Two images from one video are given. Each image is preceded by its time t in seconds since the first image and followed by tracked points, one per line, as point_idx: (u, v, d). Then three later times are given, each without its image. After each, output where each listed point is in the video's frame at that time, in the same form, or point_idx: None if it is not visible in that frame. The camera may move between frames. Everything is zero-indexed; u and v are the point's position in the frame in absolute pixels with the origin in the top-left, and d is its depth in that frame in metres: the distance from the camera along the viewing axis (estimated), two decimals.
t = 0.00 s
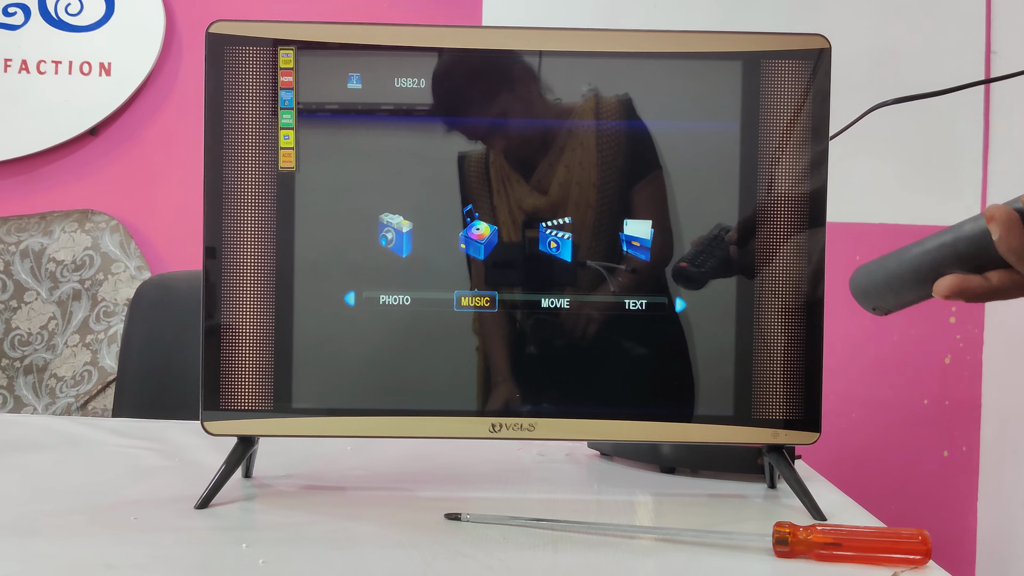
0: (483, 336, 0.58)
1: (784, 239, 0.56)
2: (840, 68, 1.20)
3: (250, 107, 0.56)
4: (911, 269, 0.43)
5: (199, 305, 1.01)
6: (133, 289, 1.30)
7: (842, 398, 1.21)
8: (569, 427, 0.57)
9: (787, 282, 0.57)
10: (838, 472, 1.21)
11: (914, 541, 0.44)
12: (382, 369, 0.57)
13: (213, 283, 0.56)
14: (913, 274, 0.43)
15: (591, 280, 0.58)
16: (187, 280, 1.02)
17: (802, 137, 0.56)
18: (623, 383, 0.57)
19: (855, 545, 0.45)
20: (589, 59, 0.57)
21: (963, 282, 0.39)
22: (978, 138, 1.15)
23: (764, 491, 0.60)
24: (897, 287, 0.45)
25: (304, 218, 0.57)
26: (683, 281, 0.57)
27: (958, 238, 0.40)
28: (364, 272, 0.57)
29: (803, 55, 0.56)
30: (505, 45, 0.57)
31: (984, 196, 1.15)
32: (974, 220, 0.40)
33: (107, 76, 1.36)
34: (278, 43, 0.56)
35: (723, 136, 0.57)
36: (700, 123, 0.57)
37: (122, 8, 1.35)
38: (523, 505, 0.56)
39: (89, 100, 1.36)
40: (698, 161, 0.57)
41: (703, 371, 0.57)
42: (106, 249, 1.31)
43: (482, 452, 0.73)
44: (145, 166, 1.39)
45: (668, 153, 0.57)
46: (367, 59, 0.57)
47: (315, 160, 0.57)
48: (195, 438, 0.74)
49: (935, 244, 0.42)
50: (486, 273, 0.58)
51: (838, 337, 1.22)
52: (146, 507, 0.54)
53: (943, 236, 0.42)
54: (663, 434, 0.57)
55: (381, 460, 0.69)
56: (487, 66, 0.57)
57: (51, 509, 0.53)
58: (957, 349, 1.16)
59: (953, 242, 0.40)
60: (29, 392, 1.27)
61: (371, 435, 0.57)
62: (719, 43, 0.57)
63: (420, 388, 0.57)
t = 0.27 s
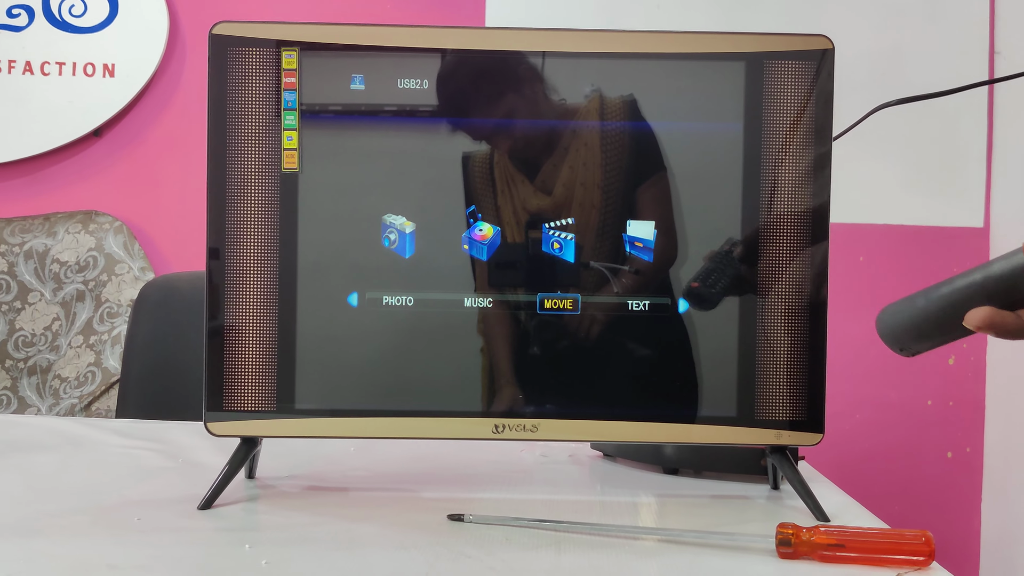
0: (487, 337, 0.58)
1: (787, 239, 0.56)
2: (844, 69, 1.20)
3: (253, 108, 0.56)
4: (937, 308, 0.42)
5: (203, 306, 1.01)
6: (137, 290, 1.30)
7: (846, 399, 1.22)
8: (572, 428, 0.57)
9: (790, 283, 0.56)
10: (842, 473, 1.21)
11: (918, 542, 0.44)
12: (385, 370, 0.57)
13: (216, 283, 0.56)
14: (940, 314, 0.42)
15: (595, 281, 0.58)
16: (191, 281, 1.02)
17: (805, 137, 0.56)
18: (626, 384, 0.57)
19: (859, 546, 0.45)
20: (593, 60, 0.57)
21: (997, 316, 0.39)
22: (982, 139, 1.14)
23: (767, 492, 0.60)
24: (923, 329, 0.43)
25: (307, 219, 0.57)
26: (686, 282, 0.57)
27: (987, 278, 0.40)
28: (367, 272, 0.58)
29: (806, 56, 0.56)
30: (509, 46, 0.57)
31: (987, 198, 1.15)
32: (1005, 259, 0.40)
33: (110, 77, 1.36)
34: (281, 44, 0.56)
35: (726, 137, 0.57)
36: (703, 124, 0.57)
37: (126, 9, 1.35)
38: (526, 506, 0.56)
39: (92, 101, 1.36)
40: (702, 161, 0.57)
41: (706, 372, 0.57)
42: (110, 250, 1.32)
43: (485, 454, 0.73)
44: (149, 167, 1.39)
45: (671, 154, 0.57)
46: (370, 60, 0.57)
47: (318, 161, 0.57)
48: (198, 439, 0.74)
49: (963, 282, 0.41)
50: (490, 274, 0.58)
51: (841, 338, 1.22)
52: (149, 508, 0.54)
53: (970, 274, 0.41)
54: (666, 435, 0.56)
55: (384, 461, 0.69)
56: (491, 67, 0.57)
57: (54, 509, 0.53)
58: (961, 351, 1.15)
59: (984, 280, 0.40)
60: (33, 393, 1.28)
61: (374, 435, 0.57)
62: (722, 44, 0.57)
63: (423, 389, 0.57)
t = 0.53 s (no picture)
0: (489, 338, 0.58)
1: (789, 240, 0.56)
2: (846, 70, 1.20)
3: (255, 110, 0.56)
4: (960, 308, 0.37)
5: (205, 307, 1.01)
6: (139, 291, 1.30)
7: (848, 400, 1.21)
8: (574, 429, 0.57)
9: (792, 284, 0.56)
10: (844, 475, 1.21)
11: (920, 543, 0.44)
12: (387, 372, 0.57)
13: (219, 285, 0.56)
14: (964, 312, 0.37)
15: (597, 282, 0.58)
16: (193, 283, 1.02)
17: (807, 138, 0.56)
18: (629, 385, 0.57)
19: (862, 548, 0.45)
20: (594, 61, 0.57)
21: None
22: (984, 140, 1.14)
23: (769, 493, 0.60)
24: (943, 326, 0.38)
25: (308, 220, 0.57)
26: (688, 283, 0.57)
27: (1016, 278, 0.34)
28: (369, 274, 0.58)
29: (808, 57, 0.56)
30: (511, 47, 0.57)
31: (990, 199, 1.15)
32: None
33: (113, 79, 1.36)
34: (283, 45, 0.56)
35: (728, 138, 0.57)
36: (705, 125, 0.57)
37: (128, 11, 1.35)
38: (528, 508, 0.56)
39: (94, 103, 1.37)
40: (704, 162, 0.57)
41: (709, 373, 0.57)
42: (112, 251, 1.32)
43: (487, 455, 0.72)
44: (151, 168, 1.40)
45: (673, 155, 0.57)
46: (372, 62, 0.57)
47: (319, 162, 0.57)
48: (201, 440, 0.75)
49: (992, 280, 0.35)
50: (491, 275, 0.58)
51: (843, 339, 1.22)
52: (152, 509, 0.54)
53: (994, 276, 0.36)
54: (669, 436, 0.56)
55: (387, 462, 0.69)
56: (492, 68, 0.57)
57: (56, 511, 0.53)
58: (964, 351, 1.15)
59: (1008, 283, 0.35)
60: (35, 394, 1.28)
61: (376, 437, 0.57)
62: (724, 45, 0.57)
63: (425, 390, 0.57)
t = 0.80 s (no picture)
0: (490, 341, 0.58)
1: (789, 242, 0.56)
2: (846, 72, 1.20)
3: (256, 113, 0.56)
4: (969, 331, 0.39)
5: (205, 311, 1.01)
6: (140, 294, 1.31)
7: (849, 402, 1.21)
8: (574, 432, 0.57)
9: (793, 287, 0.56)
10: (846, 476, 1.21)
11: (920, 545, 0.44)
12: (388, 374, 0.58)
13: (219, 287, 0.56)
14: (975, 333, 0.39)
15: (598, 285, 0.58)
16: (194, 285, 1.03)
17: (806, 141, 0.56)
18: (630, 387, 0.57)
19: (863, 550, 0.45)
20: (595, 63, 0.58)
21: None
22: (984, 141, 1.14)
23: (770, 495, 0.60)
24: (955, 349, 0.40)
25: (310, 223, 0.57)
26: (688, 285, 0.57)
27: None
28: (370, 276, 0.58)
29: (807, 59, 0.56)
30: (511, 50, 0.57)
31: (990, 199, 1.15)
32: None
33: (114, 81, 1.36)
34: (284, 48, 0.56)
35: (729, 140, 0.57)
36: (705, 127, 0.57)
37: (129, 13, 1.36)
38: (528, 510, 0.56)
39: (96, 105, 1.37)
40: (704, 165, 0.57)
41: (710, 375, 0.57)
42: (113, 253, 1.32)
43: (488, 457, 0.73)
44: (152, 171, 1.40)
45: (674, 157, 0.57)
46: (372, 64, 0.57)
47: (320, 165, 0.57)
48: (201, 443, 0.75)
49: (1003, 304, 0.38)
50: (492, 278, 0.58)
51: (845, 341, 1.21)
52: (153, 512, 0.54)
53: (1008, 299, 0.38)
54: (669, 439, 0.57)
55: (387, 464, 0.69)
56: (494, 71, 0.57)
57: (57, 513, 0.53)
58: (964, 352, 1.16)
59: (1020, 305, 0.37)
60: (36, 397, 1.28)
61: (377, 439, 0.57)
62: (725, 47, 0.57)
63: (426, 392, 0.58)
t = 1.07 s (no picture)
0: (492, 343, 0.58)
1: (790, 245, 0.56)
2: (846, 74, 1.20)
3: (257, 116, 0.56)
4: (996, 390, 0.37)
5: (206, 314, 1.01)
6: (141, 296, 1.31)
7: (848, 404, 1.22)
8: (574, 434, 0.57)
9: (793, 290, 0.56)
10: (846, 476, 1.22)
11: (921, 547, 0.44)
12: (388, 377, 0.58)
13: (219, 290, 0.56)
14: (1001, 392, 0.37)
15: (598, 286, 0.58)
16: (194, 288, 1.03)
17: (807, 143, 0.56)
18: (630, 389, 0.57)
19: (863, 552, 0.45)
20: (595, 65, 0.58)
21: None
22: (984, 143, 1.14)
23: (770, 497, 0.60)
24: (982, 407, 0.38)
25: (310, 226, 0.57)
26: (688, 286, 0.57)
27: None
28: (371, 278, 0.58)
29: (808, 61, 0.56)
30: (512, 52, 0.58)
31: (991, 203, 1.14)
32: None
33: (114, 84, 1.37)
34: (284, 51, 0.56)
35: (729, 142, 0.57)
36: (705, 130, 0.57)
37: (130, 16, 1.36)
38: (529, 512, 0.56)
39: (96, 108, 1.37)
40: (705, 167, 0.57)
41: (710, 378, 0.57)
42: (113, 256, 1.32)
43: (489, 459, 0.73)
44: (152, 173, 1.40)
45: (675, 158, 0.57)
46: (372, 67, 0.57)
47: (320, 168, 0.57)
48: (202, 445, 0.75)
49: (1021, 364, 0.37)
50: (493, 279, 0.58)
51: (844, 343, 1.22)
52: (154, 514, 0.54)
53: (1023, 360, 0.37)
54: (669, 441, 0.57)
55: (388, 467, 0.69)
56: (494, 74, 0.58)
57: (58, 516, 0.53)
58: (965, 354, 1.14)
59: None
60: (37, 400, 1.28)
61: (378, 441, 0.57)
62: (724, 50, 0.57)
63: (426, 394, 0.58)
